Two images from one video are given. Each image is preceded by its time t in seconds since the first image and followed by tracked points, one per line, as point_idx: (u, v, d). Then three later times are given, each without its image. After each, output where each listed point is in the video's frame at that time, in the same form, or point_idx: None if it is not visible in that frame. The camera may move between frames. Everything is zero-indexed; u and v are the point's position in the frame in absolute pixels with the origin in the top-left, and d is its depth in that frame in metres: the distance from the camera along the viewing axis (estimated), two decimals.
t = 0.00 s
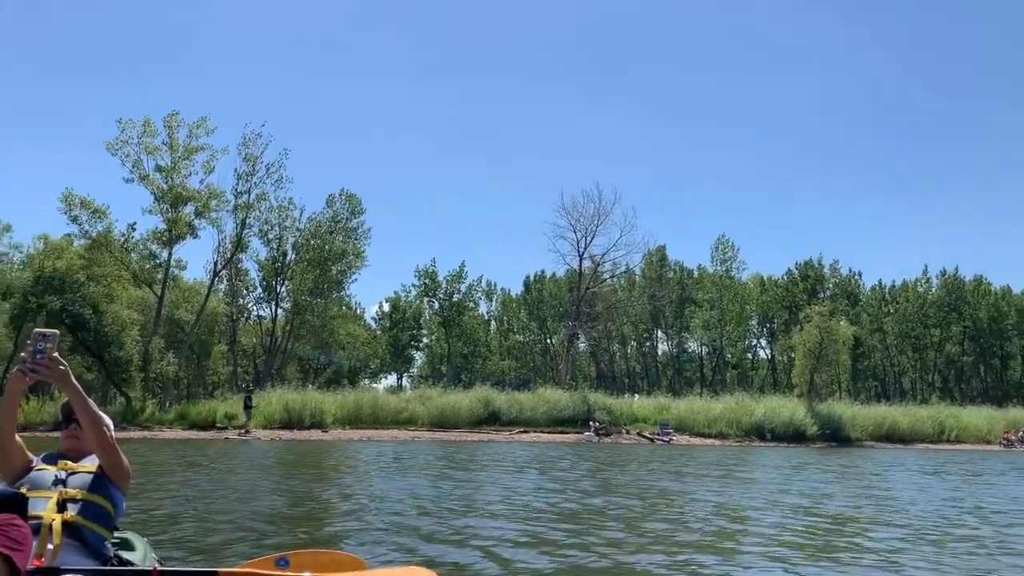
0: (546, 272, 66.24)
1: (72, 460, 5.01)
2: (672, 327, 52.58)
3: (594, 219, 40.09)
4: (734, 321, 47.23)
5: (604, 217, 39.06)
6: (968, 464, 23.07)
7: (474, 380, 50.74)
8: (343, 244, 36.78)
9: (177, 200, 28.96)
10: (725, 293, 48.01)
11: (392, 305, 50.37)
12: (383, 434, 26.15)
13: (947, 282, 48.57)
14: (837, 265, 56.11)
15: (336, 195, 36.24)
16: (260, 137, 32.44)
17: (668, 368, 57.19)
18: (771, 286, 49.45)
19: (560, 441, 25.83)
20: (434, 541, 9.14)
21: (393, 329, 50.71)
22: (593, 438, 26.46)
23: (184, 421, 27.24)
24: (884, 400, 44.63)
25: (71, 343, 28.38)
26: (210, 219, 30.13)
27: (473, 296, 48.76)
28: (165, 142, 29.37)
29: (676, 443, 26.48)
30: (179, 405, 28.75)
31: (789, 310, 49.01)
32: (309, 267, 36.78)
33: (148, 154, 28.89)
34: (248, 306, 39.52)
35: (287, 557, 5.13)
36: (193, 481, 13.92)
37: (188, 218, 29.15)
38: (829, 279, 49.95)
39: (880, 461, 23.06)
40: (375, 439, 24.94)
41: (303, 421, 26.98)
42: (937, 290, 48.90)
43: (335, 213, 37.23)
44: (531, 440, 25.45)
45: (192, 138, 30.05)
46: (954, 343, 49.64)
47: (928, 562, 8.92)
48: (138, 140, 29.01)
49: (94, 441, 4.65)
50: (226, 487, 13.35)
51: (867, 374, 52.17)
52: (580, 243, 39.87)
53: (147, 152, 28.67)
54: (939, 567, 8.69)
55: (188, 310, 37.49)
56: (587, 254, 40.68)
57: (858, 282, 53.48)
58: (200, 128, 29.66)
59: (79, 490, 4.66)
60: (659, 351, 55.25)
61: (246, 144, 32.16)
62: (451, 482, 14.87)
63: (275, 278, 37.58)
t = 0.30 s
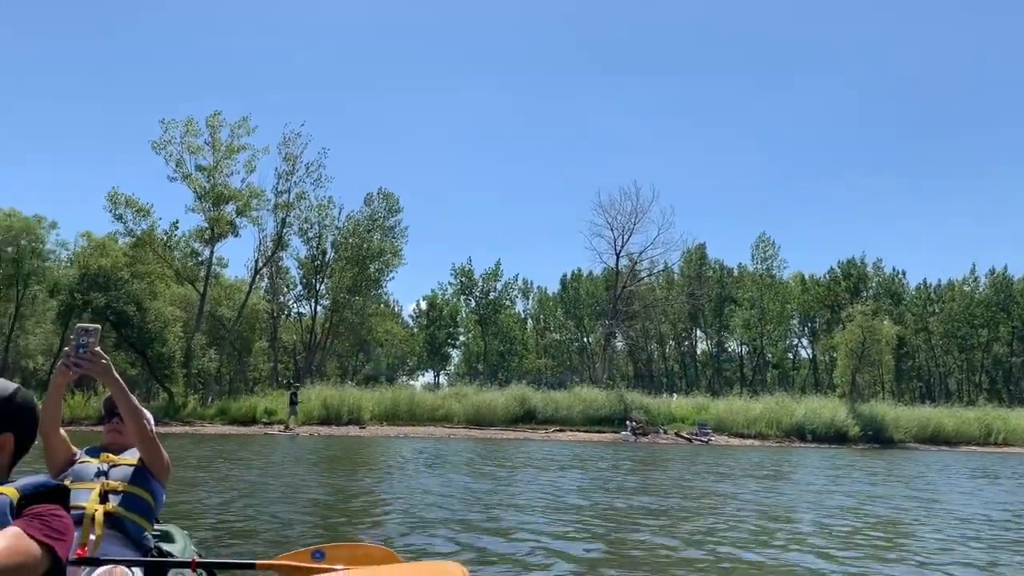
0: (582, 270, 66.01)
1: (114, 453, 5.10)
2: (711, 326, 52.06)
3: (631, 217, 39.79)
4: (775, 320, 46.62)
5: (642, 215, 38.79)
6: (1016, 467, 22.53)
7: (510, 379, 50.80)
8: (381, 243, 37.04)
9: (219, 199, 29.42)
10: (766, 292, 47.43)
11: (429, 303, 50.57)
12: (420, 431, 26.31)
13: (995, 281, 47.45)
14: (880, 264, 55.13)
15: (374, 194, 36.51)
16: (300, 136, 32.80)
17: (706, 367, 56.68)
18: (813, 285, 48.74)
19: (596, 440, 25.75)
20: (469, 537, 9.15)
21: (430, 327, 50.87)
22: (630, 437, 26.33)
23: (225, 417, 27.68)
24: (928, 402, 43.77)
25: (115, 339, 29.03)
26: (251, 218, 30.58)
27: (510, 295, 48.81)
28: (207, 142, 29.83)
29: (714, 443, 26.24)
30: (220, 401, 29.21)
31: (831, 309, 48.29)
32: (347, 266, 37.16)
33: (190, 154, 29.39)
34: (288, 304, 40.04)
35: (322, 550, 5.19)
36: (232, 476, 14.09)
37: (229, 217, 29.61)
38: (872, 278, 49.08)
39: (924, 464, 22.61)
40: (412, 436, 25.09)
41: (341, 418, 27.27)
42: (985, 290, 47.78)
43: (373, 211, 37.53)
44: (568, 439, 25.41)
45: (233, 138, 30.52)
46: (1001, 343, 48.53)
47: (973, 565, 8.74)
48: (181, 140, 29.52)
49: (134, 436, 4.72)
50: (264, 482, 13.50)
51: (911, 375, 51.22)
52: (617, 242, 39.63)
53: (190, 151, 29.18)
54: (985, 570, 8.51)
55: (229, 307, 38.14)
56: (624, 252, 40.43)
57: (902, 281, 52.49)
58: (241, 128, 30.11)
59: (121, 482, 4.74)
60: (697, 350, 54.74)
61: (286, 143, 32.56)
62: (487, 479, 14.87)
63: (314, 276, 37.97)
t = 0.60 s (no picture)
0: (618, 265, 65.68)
1: (156, 444, 5.19)
2: (749, 322, 51.49)
3: (668, 211, 39.44)
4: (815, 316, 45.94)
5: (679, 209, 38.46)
6: None
7: (546, 374, 50.74)
8: (417, 238, 37.21)
9: (258, 194, 29.79)
10: (806, 287, 46.79)
11: (465, 298, 50.65)
12: (455, 425, 26.43)
13: None
14: (923, 259, 54.13)
15: (410, 189, 36.68)
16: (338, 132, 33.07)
17: (744, 364, 56.10)
18: (854, 280, 47.98)
19: (632, 436, 25.64)
20: (505, 531, 9.17)
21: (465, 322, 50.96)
22: (666, 434, 26.16)
23: (263, 410, 28.07)
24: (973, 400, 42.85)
25: (157, 332, 29.57)
26: (290, 213, 30.91)
27: (546, 289, 48.78)
28: (247, 138, 30.22)
29: (751, 440, 25.99)
30: (259, 393, 29.63)
31: (873, 305, 47.50)
32: (384, 261, 37.44)
33: (230, 150, 29.80)
34: (326, 298, 40.46)
35: (358, 541, 5.23)
36: (272, 468, 14.28)
37: (268, 212, 29.98)
38: (915, 273, 48.17)
39: (969, 462, 22.17)
40: (447, 430, 25.21)
41: (377, 411, 27.52)
42: None
43: (409, 206, 37.71)
44: (604, 435, 25.34)
45: (272, 134, 30.87)
46: None
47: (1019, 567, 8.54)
48: (221, 136, 29.92)
49: (175, 427, 4.80)
50: (303, 474, 13.68)
51: (955, 372, 50.19)
52: (654, 236, 39.35)
53: (230, 148, 29.59)
54: None
55: (269, 300, 38.65)
56: (661, 246, 40.12)
57: (947, 277, 51.44)
58: (280, 124, 30.45)
59: (162, 472, 4.83)
60: (736, 346, 54.17)
61: (324, 139, 32.87)
62: (523, 474, 14.89)
63: (352, 271, 38.28)
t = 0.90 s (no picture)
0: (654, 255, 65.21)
1: (194, 432, 5.29)
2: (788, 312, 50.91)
3: (705, 199, 39.00)
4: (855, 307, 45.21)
5: (716, 198, 38.06)
6: None
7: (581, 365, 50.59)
8: (451, 228, 37.33)
9: (295, 186, 30.10)
10: (846, 278, 46.05)
11: (500, 288, 50.61)
12: (490, 415, 26.51)
13: None
14: (968, 248, 52.99)
15: (445, 179, 36.76)
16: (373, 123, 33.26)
17: (783, 355, 55.46)
18: (895, 270, 47.14)
19: (668, 427, 25.51)
20: (540, 520, 9.19)
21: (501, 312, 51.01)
22: (702, 425, 25.97)
23: (301, 399, 28.44)
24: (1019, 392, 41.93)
25: (197, 323, 30.09)
26: (327, 204, 31.19)
27: (581, 280, 48.64)
28: (284, 130, 30.51)
29: (789, 431, 25.69)
30: (297, 382, 30.01)
31: (915, 295, 46.63)
32: (419, 251, 37.68)
33: (268, 142, 30.14)
34: (362, 289, 40.79)
35: (392, 528, 5.27)
36: (311, 457, 14.45)
37: (305, 204, 30.29)
38: (959, 263, 47.19)
39: (1014, 455, 21.67)
40: (482, 420, 25.30)
41: (413, 400, 27.76)
42: None
43: (443, 197, 37.81)
44: (638, 426, 25.24)
45: (309, 126, 31.14)
46: None
47: None
48: (259, 129, 30.25)
49: (213, 416, 4.88)
50: (341, 463, 13.83)
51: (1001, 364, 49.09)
52: (690, 226, 38.99)
53: (267, 140, 29.91)
54: None
55: (307, 291, 39.09)
56: (698, 236, 39.71)
57: (992, 267, 50.28)
58: (316, 116, 30.71)
59: (199, 460, 4.92)
60: (774, 337, 53.54)
61: (360, 131, 33.08)
62: (559, 464, 14.90)
63: (388, 262, 38.53)
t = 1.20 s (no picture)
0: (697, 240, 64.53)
1: (240, 415, 5.38)
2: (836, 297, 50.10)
3: (750, 182, 38.40)
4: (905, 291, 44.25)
5: (761, 181, 37.46)
6: None
7: (624, 350, 50.31)
8: (492, 214, 37.38)
9: (338, 173, 30.35)
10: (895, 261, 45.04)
11: (542, 274, 50.51)
12: (532, 400, 26.57)
13: None
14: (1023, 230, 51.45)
15: (485, 165, 36.77)
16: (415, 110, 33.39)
17: (830, 341, 54.55)
18: (947, 254, 45.99)
19: (712, 413, 25.33)
20: (581, 503, 9.23)
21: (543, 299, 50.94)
22: (747, 411, 25.73)
23: (345, 383, 28.84)
24: None
25: (244, 308, 30.63)
26: (369, 191, 31.44)
27: (624, 265, 48.35)
28: (326, 118, 30.78)
29: (836, 418, 25.32)
30: (342, 368, 30.38)
31: (968, 279, 45.46)
32: (461, 237, 37.78)
33: (311, 130, 30.43)
34: (405, 275, 41.07)
35: (433, 513, 5.34)
36: (355, 440, 14.61)
37: (347, 190, 30.55)
38: (1015, 246, 45.83)
39: None
40: (524, 405, 25.37)
41: (455, 385, 27.97)
42: None
43: (484, 182, 37.83)
44: (682, 412, 25.11)
45: (351, 114, 31.38)
46: None
47: None
48: (302, 116, 30.55)
49: (257, 400, 4.96)
50: (385, 446, 13.95)
51: None
52: (734, 210, 38.45)
53: (310, 128, 30.23)
54: None
55: (351, 277, 39.51)
56: (742, 220, 39.13)
57: None
58: (358, 103, 30.92)
59: (245, 443, 5.01)
60: (821, 322, 52.68)
61: (401, 117, 33.25)
62: (602, 449, 14.86)
63: (429, 248, 38.73)
